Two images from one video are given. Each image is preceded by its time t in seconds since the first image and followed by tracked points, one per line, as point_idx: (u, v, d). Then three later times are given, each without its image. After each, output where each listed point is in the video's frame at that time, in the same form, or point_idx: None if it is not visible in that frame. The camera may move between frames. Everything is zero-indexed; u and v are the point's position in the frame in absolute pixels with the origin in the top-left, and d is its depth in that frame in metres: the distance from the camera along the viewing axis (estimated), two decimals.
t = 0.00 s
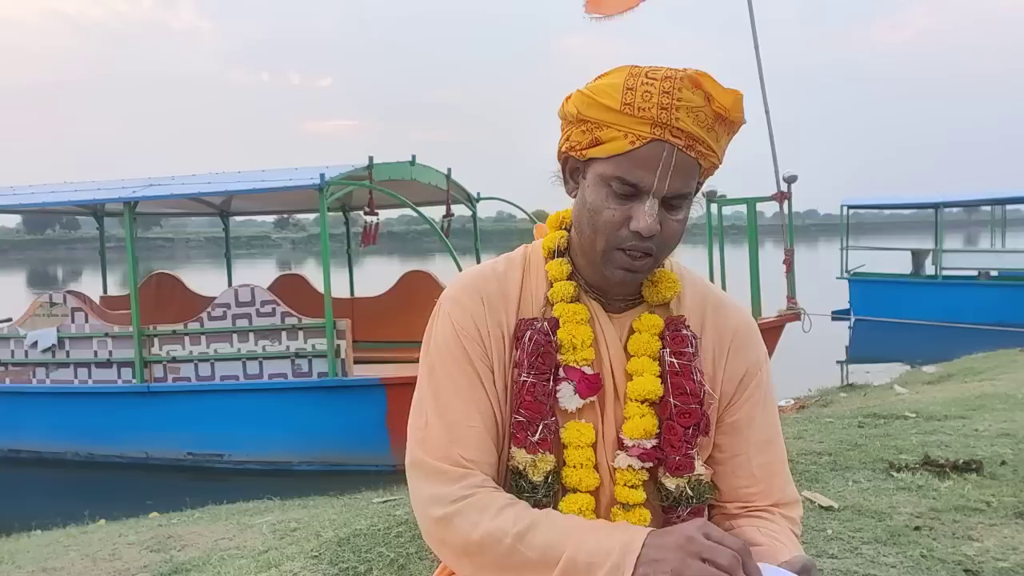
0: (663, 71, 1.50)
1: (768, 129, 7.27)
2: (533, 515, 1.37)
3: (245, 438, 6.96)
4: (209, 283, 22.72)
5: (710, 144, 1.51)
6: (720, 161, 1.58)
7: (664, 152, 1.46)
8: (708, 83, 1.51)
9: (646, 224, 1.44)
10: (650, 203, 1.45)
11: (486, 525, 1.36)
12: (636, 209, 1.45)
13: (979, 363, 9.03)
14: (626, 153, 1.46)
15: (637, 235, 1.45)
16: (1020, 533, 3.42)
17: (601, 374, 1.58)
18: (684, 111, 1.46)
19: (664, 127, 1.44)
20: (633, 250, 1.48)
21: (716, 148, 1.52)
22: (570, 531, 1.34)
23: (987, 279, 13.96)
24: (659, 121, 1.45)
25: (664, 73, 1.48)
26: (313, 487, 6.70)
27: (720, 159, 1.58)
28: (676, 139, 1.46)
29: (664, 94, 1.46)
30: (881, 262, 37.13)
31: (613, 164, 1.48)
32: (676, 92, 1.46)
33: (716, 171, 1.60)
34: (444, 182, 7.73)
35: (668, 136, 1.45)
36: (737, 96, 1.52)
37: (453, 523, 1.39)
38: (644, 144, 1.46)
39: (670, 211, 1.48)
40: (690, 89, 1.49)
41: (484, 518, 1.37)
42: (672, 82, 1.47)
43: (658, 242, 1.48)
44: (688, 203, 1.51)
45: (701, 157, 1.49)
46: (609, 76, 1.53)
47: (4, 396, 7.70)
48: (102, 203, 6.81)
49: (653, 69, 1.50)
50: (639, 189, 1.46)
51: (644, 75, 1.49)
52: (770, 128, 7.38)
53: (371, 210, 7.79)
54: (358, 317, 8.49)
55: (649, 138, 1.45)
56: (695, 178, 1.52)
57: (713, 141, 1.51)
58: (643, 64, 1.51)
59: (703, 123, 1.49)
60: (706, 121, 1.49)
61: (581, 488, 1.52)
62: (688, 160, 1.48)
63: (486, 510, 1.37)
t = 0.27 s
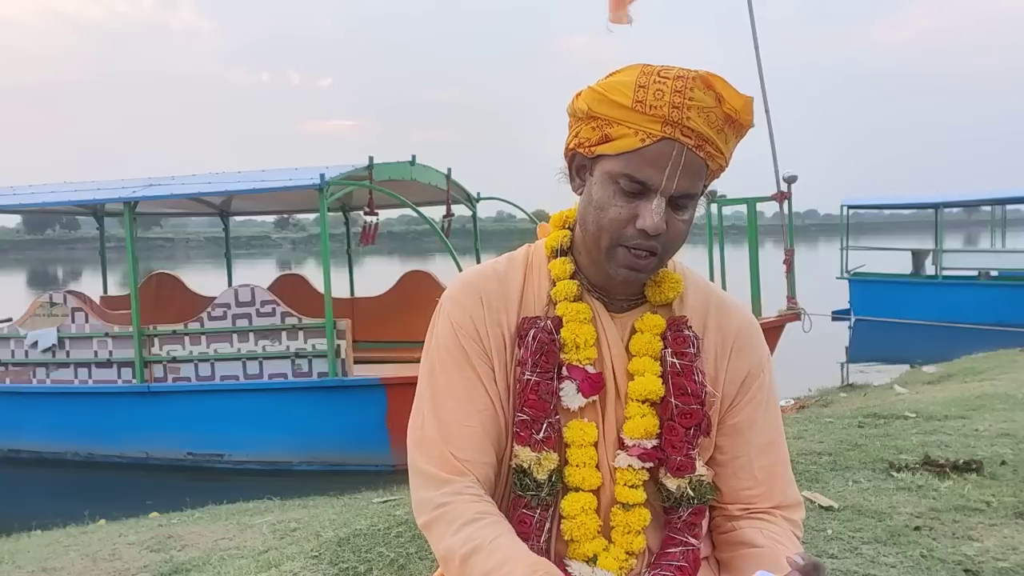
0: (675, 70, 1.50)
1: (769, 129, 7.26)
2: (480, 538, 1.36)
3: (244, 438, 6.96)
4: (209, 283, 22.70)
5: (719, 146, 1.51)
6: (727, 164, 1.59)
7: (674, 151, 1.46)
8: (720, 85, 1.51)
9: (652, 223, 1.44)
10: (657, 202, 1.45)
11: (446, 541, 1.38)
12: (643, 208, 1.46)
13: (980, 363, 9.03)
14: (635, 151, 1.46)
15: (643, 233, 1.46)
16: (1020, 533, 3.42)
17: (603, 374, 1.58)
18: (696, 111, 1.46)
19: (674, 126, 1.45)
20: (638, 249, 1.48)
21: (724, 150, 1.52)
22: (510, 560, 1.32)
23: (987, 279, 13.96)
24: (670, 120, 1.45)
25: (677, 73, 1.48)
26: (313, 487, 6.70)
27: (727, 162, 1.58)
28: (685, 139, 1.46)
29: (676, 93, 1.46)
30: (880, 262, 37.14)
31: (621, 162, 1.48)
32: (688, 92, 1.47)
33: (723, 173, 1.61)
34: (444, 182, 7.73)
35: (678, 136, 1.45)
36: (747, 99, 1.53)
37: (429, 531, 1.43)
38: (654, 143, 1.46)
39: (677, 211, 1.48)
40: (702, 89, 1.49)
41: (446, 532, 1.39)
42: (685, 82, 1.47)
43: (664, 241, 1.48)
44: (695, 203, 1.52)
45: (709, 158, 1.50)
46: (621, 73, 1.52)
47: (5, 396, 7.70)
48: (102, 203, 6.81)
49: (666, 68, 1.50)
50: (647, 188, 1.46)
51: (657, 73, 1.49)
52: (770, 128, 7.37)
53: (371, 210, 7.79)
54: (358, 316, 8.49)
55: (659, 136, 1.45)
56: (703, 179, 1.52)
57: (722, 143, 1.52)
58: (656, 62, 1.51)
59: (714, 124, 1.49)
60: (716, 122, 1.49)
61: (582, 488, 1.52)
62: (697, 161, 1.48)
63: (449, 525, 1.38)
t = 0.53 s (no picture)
0: (673, 68, 1.51)
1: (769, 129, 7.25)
2: (489, 546, 1.35)
3: (244, 438, 6.96)
4: (209, 283, 22.69)
5: (717, 144, 1.52)
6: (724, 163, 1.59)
7: (673, 148, 1.47)
8: (718, 83, 1.52)
9: (651, 219, 1.44)
10: (656, 198, 1.45)
11: (453, 549, 1.38)
12: (641, 204, 1.45)
13: (980, 363, 9.02)
14: (634, 148, 1.47)
15: (642, 230, 1.45)
16: (1020, 533, 3.42)
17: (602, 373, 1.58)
18: (695, 108, 1.47)
19: (673, 123, 1.45)
20: (637, 247, 1.48)
21: (721, 148, 1.53)
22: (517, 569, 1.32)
23: (987, 278, 13.96)
24: (669, 117, 1.46)
25: (675, 71, 1.49)
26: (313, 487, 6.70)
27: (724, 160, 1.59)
28: (685, 135, 1.46)
29: (675, 90, 1.46)
30: (880, 262, 37.14)
31: (620, 158, 1.48)
32: (687, 89, 1.47)
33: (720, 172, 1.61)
34: (444, 182, 7.73)
35: (677, 132, 1.46)
36: (745, 98, 1.54)
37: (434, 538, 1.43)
38: (653, 140, 1.46)
39: (675, 207, 1.48)
40: (700, 87, 1.49)
41: (454, 540, 1.39)
42: (683, 79, 1.48)
43: (663, 238, 1.48)
44: (692, 201, 1.52)
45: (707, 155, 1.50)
46: (620, 71, 1.53)
47: (4, 396, 7.70)
48: (102, 203, 6.80)
49: (665, 66, 1.51)
50: (646, 184, 1.46)
51: (656, 71, 1.49)
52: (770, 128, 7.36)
53: (371, 210, 7.79)
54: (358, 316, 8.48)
55: (658, 133, 1.46)
56: (700, 177, 1.53)
57: (720, 141, 1.52)
58: (655, 60, 1.51)
59: (712, 121, 1.49)
60: (714, 120, 1.50)
61: (582, 488, 1.52)
62: (695, 158, 1.49)
63: (456, 533, 1.38)
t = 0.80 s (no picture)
0: (666, 67, 1.50)
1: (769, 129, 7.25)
2: (505, 520, 1.36)
3: (244, 438, 6.96)
4: (209, 283, 22.69)
5: (711, 141, 1.52)
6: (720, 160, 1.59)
7: (667, 147, 1.46)
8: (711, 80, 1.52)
9: (646, 219, 1.44)
10: (651, 197, 1.45)
11: (463, 531, 1.37)
12: (637, 204, 1.45)
13: (980, 363, 9.02)
14: (628, 147, 1.46)
15: (637, 229, 1.45)
16: (1020, 533, 3.42)
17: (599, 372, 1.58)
18: (688, 106, 1.47)
19: (666, 122, 1.45)
20: (632, 246, 1.47)
21: (716, 145, 1.52)
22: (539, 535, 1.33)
23: (987, 279, 13.96)
24: (662, 116, 1.45)
25: (667, 69, 1.49)
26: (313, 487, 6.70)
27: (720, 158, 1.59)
28: (678, 133, 1.46)
29: (668, 89, 1.46)
30: (880, 262, 37.15)
31: (614, 159, 1.48)
32: (680, 87, 1.47)
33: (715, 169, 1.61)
34: (444, 182, 7.73)
35: (671, 131, 1.46)
36: (738, 94, 1.54)
37: (439, 528, 1.41)
38: (647, 139, 1.46)
39: (670, 206, 1.48)
40: (694, 85, 1.49)
41: (463, 524, 1.38)
42: (675, 78, 1.48)
43: (658, 237, 1.47)
44: (688, 199, 1.52)
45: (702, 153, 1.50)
46: (613, 70, 1.53)
47: (4, 396, 7.70)
48: (102, 203, 6.80)
49: (657, 65, 1.51)
50: (640, 183, 1.46)
51: (649, 70, 1.49)
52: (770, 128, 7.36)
53: (371, 210, 7.79)
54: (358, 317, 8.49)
55: (652, 131, 1.46)
56: (695, 175, 1.53)
57: (714, 138, 1.52)
58: (648, 58, 1.51)
59: (705, 119, 1.49)
60: (708, 117, 1.50)
61: (580, 488, 1.52)
62: (690, 156, 1.49)
63: (466, 516, 1.38)
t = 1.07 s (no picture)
0: (666, 68, 1.51)
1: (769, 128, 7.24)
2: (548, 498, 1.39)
3: (244, 438, 6.96)
4: (209, 283, 22.68)
5: (711, 142, 1.52)
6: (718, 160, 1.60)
7: (669, 149, 1.47)
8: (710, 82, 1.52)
9: (650, 220, 1.44)
10: (654, 198, 1.45)
11: (498, 512, 1.37)
12: (640, 206, 1.45)
13: (980, 363, 9.02)
14: (630, 149, 1.46)
15: (640, 231, 1.45)
16: (1020, 533, 3.42)
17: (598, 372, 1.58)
18: (689, 108, 1.47)
19: (669, 124, 1.45)
20: (635, 248, 1.48)
21: (716, 146, 1.53)
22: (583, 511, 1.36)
23: (987, 279, 13.96)
24: (664, 118, 1.46)
25: (668, 72, 1.49)
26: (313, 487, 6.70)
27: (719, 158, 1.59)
28: (680, 135, 1.47)
29: (669, 91, 1.47)
30: (880, 262, 37.15)
31: (616, 161, 1.47)
32: (681, 89, 1.48)
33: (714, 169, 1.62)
34: (444, 182, 7.72)
35: (673, 133, 1.46)
36: (738, 96, 1.54)
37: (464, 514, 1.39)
38: (650, 141, 1.46)
39: (672, 207, 1.48)
40: (694, 87, 1.50)
41: (495, 505, 1.38)
42: (676, 79, 1.48)
43: (661, 238, 1.48)
44: (689, 201, 1.53)
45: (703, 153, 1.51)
46: (611, 73, 1.53)
47: (5, 396, 7.70)
48: (101, 203, 6.80)
49: (657, 67, 1.51)
50: (643, 185, 1.46)
51: (649, 72, 1.49)
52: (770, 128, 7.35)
53: (370, 210, 7.78)
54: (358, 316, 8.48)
55: (655, 134, 1.46)
56: (695, 176, 1.53)
57: (715, 138, 1.53)
58: (648, 61, 1.51)
59: (706, 120, 1.50)
60: (709, 119, 1.50)
61: (580, 487, 1.52)
62: (691, 157, 1.49)
63: (498, 498, 1.39)
